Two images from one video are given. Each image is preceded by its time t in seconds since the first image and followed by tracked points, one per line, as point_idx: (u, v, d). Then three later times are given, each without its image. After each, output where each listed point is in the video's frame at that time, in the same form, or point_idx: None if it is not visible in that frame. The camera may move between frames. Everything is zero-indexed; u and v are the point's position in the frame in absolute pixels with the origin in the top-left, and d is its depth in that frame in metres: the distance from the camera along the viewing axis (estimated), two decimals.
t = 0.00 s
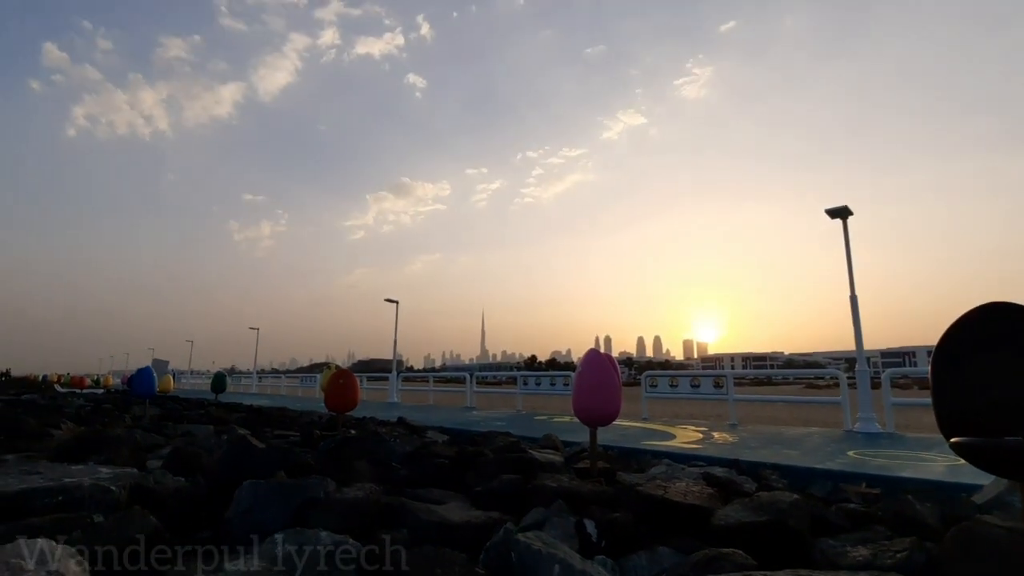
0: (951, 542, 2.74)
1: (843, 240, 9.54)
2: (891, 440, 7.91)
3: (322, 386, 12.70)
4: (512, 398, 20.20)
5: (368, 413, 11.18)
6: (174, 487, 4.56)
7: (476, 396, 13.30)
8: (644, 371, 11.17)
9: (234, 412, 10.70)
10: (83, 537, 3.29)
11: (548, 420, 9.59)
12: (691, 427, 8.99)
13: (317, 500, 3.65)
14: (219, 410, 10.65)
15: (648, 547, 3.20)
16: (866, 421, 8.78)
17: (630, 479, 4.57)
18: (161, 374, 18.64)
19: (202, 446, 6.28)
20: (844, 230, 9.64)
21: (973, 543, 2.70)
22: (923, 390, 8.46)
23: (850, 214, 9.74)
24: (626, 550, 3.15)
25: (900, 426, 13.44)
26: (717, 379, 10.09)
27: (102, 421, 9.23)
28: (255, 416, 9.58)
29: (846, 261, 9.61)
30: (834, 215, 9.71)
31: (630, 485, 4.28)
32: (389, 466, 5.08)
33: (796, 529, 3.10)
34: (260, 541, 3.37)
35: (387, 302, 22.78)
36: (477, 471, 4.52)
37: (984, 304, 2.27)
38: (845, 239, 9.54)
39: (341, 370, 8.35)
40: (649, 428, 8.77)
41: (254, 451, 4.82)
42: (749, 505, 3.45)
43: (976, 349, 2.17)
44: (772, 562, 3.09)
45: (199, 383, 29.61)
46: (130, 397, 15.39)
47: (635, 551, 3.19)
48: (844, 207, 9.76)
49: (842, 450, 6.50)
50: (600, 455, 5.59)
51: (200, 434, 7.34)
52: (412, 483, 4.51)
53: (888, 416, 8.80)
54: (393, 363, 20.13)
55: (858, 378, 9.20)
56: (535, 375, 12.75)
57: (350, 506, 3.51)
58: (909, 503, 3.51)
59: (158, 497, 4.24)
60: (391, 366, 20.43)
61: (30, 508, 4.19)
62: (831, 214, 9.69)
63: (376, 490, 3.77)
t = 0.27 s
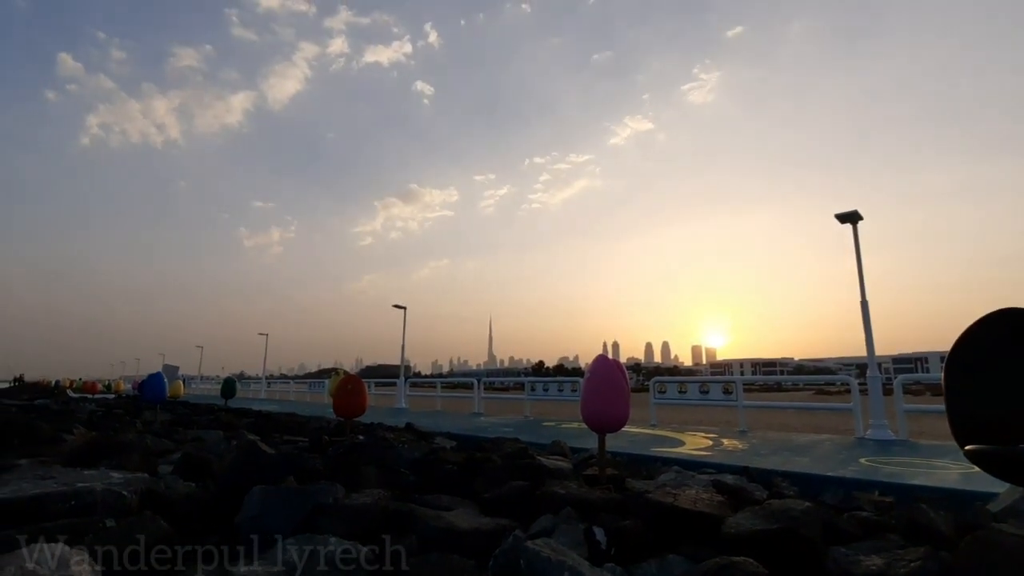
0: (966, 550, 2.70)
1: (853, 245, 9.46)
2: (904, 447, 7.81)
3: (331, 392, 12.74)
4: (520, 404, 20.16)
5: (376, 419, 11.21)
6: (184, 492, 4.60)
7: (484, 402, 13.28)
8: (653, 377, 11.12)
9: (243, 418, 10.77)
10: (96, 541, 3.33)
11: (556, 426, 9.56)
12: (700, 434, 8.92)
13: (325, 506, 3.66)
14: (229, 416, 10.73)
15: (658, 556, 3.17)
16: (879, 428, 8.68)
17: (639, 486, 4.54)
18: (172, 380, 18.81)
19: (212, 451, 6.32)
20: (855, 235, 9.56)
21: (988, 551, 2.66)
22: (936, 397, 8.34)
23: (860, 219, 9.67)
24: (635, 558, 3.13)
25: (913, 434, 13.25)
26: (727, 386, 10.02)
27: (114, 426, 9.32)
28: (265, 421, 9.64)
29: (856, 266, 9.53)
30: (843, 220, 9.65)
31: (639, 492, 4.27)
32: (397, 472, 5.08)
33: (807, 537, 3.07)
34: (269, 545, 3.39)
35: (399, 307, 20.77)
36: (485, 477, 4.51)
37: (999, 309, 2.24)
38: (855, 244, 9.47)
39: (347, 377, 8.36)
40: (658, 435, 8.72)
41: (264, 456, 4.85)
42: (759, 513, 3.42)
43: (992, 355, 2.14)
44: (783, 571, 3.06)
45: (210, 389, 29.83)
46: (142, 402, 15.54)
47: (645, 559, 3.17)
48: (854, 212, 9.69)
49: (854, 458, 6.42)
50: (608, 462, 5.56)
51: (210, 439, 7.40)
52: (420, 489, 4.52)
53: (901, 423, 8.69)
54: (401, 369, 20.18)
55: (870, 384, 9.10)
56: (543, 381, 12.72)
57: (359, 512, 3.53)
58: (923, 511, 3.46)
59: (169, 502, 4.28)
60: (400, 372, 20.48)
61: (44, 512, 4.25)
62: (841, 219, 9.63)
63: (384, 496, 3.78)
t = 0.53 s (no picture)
0: (975, 557, 2.68)
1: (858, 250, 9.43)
2: (910, 453, 7.75)
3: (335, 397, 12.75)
4: (524, 409, 20.12)
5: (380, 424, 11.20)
6: (189, 496, 4.61)
7: (488, 408, 13.26)
8: (657, 383, 11.09)
9: (247, 422, 10.78)
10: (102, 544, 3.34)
11: (560, 432, 9.53)
12: (705, 439, 8.88)
13: (330, 510, 3.66)
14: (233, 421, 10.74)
15: (664, 562, 3.16)
16: (885, 434, 8.62)
17: (644, 492, 4.52)
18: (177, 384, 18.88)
19: (216, 455, 6.33)
20: (859, 239, 9.54)
21: (997, 558, 2.63)
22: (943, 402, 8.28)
23: (864, 224, 9.64)
24: (641, 564, 3.12)
25: (920, 440, 13.14)
26: (731, 391, 9.98)
27: (119, 431, 9.35)
28: (269, 426, 9.64)
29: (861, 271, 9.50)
30: (848, 224, 9.62)
31: (645, 498, 4.25)
32: (401, 477, 5.07)
33: (814, 543, 3.05)
34: (273, 550, 3.39)
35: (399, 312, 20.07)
36: (490, 483, 4.49)
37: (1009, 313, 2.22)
38: (860, 249, 9.44)
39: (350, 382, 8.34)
40: (662, 441, 8.68)
41: (269, 461, 4.85)
42: (766, 519, 3.40)
43: (1001, 359, 2.13)
44: None
45: (214, 394, 29.92)
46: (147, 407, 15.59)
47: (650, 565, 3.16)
48: (858, 216, 9.67)
49: (860, 464, 6.37)
50: (613, 467, 5.54)
51: (215, 444, 7.41)
52: (424, 494, 4.51)
53: (907, 429, 8.62)
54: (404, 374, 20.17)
55: (876, 390, 9.04)
56: (547, 387, 12.69)
57: (364, 517, 3.53)
58: (931, 517, 3.44)
59: (175, 507, 4.29)
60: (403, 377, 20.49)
61: (49, 516, 4.26)
62: (845, 223, 9.60)
63: (389, 501, 3.77)
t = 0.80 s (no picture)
0: (985, 564, 2.65)
1: (865, 254, 9.39)
2: (919, 460, 7.67)
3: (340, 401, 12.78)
4: (529, 413, 20.11)
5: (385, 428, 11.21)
6: (196, 499, 4.64)
7: (493, 412, 13.24)
8: (663, 387, 11.05)
9: (253, 425, 10.81)
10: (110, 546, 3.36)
11: (566, 436, 9.50)
12: (711, 444, 8.84)
13: (336, 514, 3.68)
14: (239, 424, 10.78)
15: (671, 567, 3.14)
16: (893, 439, 8.55)
17: (650, 497, 4.51)
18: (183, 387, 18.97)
19: (223, 458, 6.35)
20: (866, 243, 9.49)
21: (1008, 565, 2.61)
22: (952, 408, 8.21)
23: (872, 228, 9.59)
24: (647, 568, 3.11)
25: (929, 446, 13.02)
26: (738, 396, 9.93)
27: (126, 433, 9.40)
28: (275, 429, 9.67)
29: (869, 275, 9.44)
30: (855, 228, 9.58)
31: (651, 503, 4.23)
32: (407, 480, 5.08)
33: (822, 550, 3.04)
34: (280, 553, 3.39)
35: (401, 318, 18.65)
36: (496, 487, 4.48)
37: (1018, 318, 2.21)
38: (867, 253, 9.39)
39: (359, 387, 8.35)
40: (668, 445, 8.64)
41: (275, 464, 4.86)
42: (773, 524, 3.38)
43: (1010, 365, 2.11)
44: None
45: (221, 397, 30.05)
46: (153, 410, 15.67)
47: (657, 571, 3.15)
48: (865, 220, 9.63)
49: (868, 470, 6.32)
50: (619, 472, 5.52)
51: (221, 447, 7.44)
52: (430, 498, 4.51)
53: (916, 435, 8.55)
54: (409, 378, 20.19)
55: (884, 395, 8.97)
56: (552, 391, 12.66)
57: (369, 520, 3.54)
58: (941, 524, 3.41)
59: (182, 509, 4.30)
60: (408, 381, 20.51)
61: (57, 518, 4.29)
62: (852, 227, 9.56)
63: (395, 504, 3.78)
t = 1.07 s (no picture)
0: (998, 570, 2.62)
1: (874, 255, 9.31)
2: (930, 463, 7.60)
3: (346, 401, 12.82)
4: (535, 415, 20.09)
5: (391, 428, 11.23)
6: (204, 498, 4.67)
7: (499, 413, 13.23)
8: (670, 389, 11.01)
9: (260, 425, 10.85)
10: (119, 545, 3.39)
11: (572, 437, 9.48)
12: (719, 446, 8.79)
13: (344, 513, 3.69)
14: (247, 423, 10.83)
15: (679, 570, 3.12)
16: (903, 442, 8.47)
17: (658, 499, 4.49)
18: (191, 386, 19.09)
19: (230, 458, 6.39)
20: (876, 245, 9.42)
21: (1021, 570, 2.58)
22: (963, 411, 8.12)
23: (881, 229, 9.52)
24: (654, 570, 3.10)
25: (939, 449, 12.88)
26: (745, 398, 9.87)
27: (135, 432, 9.47)
28: (282, 429, 9.71)
29: (878, 277, 9.37)
30: (864, 230, 9.51)
31: (658, 505, 4.21)
32: (414, 481, 5.08)
33: (831, 554, 3.02)
34: (287, 553, 3.41)
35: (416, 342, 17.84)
36: (502, 488, 4.47)
37: None
38: (876, 254, 9.31)
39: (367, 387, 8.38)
40: (675, 447, 8.60)
41: (282, 464, 4.88)
42: (782, 528, 3.35)
43: (1023, 367, 2.08)
44: None
45: (228, 396, 30.21)
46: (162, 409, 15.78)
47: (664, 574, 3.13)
48: (875, 222, 9.55)
49: (878, 473, 6.26)
50: (626, 474, 5.50)
51: (228, 446, 7.49)
52: (436, 498, 4.51)
53: (926, 438, 8.46)
54: (416, 378, 20.22)
55: (893, 398, 8.89)
56: (559, 392, 12.62)
57: (376, 520, 3.55)
58: (953, 529, 3.37)
59: (190, 508, 4.33)
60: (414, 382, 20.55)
61: (67, 516, 4.33)
62: (861, 228, 9.49)
63: (402, 505, 3.79)
